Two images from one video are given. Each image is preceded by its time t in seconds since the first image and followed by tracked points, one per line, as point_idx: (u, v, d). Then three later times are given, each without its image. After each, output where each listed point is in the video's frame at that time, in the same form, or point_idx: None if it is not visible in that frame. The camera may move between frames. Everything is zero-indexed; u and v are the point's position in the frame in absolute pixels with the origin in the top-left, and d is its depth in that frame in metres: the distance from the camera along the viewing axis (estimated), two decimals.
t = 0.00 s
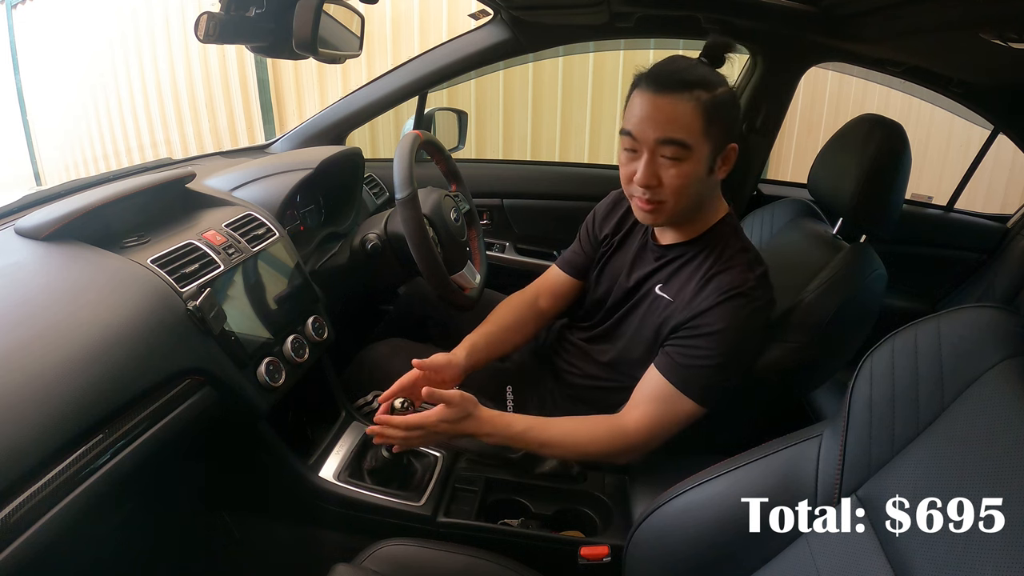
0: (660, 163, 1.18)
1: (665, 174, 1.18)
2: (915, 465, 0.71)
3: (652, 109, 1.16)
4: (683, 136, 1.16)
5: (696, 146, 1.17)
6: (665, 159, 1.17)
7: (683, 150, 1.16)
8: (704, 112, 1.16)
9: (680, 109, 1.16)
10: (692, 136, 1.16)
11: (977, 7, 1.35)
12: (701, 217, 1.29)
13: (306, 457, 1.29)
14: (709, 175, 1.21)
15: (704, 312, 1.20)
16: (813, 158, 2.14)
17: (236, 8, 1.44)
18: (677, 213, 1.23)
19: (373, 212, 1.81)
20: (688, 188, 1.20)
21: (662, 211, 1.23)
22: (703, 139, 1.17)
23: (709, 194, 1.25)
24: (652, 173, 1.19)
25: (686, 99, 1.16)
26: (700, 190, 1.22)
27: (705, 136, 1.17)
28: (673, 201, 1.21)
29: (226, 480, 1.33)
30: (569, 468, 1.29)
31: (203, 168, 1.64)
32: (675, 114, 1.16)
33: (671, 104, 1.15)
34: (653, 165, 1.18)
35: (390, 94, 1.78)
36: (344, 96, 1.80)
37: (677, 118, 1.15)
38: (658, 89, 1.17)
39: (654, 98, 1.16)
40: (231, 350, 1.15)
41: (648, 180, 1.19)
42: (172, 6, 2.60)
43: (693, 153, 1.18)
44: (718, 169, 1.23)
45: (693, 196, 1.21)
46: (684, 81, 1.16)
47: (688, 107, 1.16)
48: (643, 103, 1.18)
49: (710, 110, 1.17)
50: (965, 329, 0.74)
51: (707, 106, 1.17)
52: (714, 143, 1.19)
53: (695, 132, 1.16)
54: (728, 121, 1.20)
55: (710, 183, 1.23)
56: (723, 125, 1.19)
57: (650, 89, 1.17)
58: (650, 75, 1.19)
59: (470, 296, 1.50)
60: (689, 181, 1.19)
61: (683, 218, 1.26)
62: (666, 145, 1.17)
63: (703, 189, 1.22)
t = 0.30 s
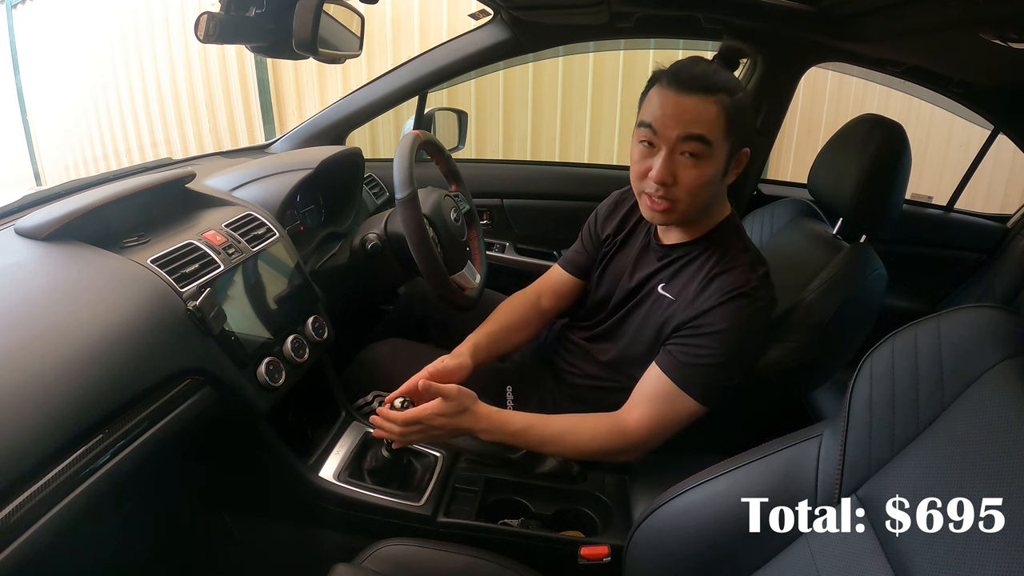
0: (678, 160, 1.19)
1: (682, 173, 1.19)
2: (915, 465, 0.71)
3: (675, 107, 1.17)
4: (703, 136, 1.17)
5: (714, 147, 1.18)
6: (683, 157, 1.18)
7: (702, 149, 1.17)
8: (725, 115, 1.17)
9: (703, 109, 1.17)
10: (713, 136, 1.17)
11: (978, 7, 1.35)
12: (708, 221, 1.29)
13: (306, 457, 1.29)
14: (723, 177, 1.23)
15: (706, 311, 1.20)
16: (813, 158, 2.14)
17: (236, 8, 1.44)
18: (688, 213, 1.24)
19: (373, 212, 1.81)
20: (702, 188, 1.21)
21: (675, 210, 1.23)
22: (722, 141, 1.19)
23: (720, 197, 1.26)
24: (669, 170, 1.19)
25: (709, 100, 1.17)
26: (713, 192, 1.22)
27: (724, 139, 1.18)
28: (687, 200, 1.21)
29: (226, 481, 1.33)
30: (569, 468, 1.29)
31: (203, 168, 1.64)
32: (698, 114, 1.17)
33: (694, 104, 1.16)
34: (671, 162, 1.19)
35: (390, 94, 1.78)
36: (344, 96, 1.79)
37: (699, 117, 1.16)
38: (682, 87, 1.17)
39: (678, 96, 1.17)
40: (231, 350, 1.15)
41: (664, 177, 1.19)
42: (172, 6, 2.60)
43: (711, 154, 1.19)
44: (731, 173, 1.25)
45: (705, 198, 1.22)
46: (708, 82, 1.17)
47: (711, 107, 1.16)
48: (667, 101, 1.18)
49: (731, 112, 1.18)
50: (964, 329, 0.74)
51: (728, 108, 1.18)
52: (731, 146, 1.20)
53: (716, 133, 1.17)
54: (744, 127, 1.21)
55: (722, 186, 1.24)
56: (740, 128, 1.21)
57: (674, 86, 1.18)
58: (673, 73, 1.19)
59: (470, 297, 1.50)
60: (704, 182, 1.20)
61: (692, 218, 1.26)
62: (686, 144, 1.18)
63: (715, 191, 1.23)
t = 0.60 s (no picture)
0: (691, 158, 1.18)
1: (694, 171, 1.19)
2: (915, 465, 0.71)
3: (694, 104, 1.17)
4: (719, 135, 1.16)
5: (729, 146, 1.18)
6: (698, 155, 1.18)
7: (719, 147, 1.17)
8: (742, 116, 1.17)
9: (722, 108, 1.16)
10: (730, 135, 1.17)
11: (977, 7, 1.35)
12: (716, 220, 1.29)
13: (306, 457, 1.29)
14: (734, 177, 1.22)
15: (707, 309, 1.20)
16: (813, 158, 2.14)
17: (236, 8, 1.44)
18: (696, 211, 1.23)
19: (373, 212, 1.81)
20: (713, 188, 1.20)
21: (682, 208, 1.22)
22: (738, 141, 1.18)
23: (730, 198, 1.26)
24: (682, 168, 1.19)
25: (728, 99, 1.16)
26: (723, 193, 1.22)
27: (739, 140, 1.18)
28: (696, 198, 1.21)
29: (225, 481, 1.33)
30: (569, 468, 1.28)
31: (203, 168, 1.64)
32: (717, 112, 1.16)
33: (714, 102, 1.16)
34: (684, 160, 1.19)
35: (390, 94, 1.78)
36: (344, 96, 1.80)
37: (716, 116, 1.16)
38: (703, 84, 1.17)
39: (697, 94, 1.17)
40: (231, 350, 1.15)
41: (677, 175, 1.19)
42: (172, 6, 2.60)
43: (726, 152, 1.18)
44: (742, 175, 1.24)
45: (715, 198, 1.22)
46: (729, 82, 1.17)
47: (730, 107, 1.16)
48: (686, 96, 1.18)
49: (748, 114, 1.18)
50: (964, 329, 0.74)
51: (747, 109, 1.18)
52: (745, 149, 1.20)
53: (732, 132, 1.17)
54: (758, 131, 1.21)
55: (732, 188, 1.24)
56: (754, 130, 1.20)
57: (694, 84, 1.17)
58: (695, 70, 1.19)
59: (470, 297, 1.50)
60: (716, 180, 1.20)
61: (701, 217, 1.26)
62: (701, 142, 1.17)
63: (724, 191, 1.23)
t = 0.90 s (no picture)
0: (650, 170, 1.19)
1: (656, 181, 1.19)
2: (914, 465, 0.71)
3: (643, 118, 1.17)
4: (671, 145, 1.16)
5: (685, 154, 1.17)
6: (656, 166, 1.18)
7: (674, 157, 1.17)
8: (694, 120, 1.16)
9: (668, 119, 1.16)
10: (683, 143, 1.16)
11: (977, 7, 1.35)
12: (705, 219, 1.28)
13: (306, 457, 1.29)
14: (702, 180, 1.20)
15: (704, 309, 1.20)
16: (813, 158, 2.14)
17: (236, 8, 1.44)
18: (673, 218, 1.23)
19: (373, 212, 1.81)
20: (680, 195, 1.20)
21: (656, 216, 1.23)
22: (694, 147, 1.17)
23: (707, 199, 1.24)
24: (644, 179, 1.20)
25: (674, 109, 1.15)
26: (694, 197, 1.21)
27: (697, 145, 1.17)
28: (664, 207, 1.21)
29: (226, 481, 1.33)
30: (569, 468, 1.28)
31: (203, 168, 1.64)
32: (663, 123, 1.16)
33: (661, 113, 1.16)
34: (645, 171, 1.20)
35: (390, 94, 1.78)
36: (344, 96, 1.79)
37: (665, 126, 1.15)
38: (651, 97, 1.17)
39: (648, 105, 1.17)
40: (231, 350, 1.15)
41: (640, 186, 1.21)
42: (172, 6, 2.60)
43: (682, 160, 1.17)
44: (716, 176, 1.22)
45: (687, 203, 1.21)
46: (676, 88, 1.16)
47: (678, 116, 1.15)
48: (636, 110, 1.19)
49: (700, 118, 1.16)
50: (965, 329, 0.74)
51: (698, 113, 1.16)
52: (707, 151, 1.18)
53: (683, 140, 1.16)
54: (724, 127, 1.18)
55: (706, 190, 1.22)
56: (715, 130, 1.17)
57: (646, 97, 1.18)
58: (649, 82, 1.19)
59: (470, 297, 1.50)
60: (680, 187, 1.19)
61: (682, 221, 1.26)
62: (656, 153, 1.17)
63: (694, 195, 1.21)
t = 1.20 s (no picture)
0: (646, 164, 1.19)
1: (652, 175, 1.19)
2: (914, 465, 0.71)
3: (640, 113, 1.18)
4: (666, 138, 1.16)
5: (679, 147, 1.17)
6: (651, 160, 1.18)
7: (669, 150, 1.17)
8: (689, 114, 1.16)
9: (662, 113, 1.16)
10: (678, 137, 1.16)
11: (978, 7, 1.35)
12: (704, 215, 1.27)
13: (306, 457, 1.29)
14: (698, 175, 1.20)
15: (706, 309, 1.20)
16: (813, 158, 2.14)
17: (236, 8, 1.44)
18: (670, 213, 1.23)
19: (373, 212, 1.81)
20: (677, 190, 1.20)
21: (653, 211, 1.24)
22: (688, 141, 1.17)
23: (705, 195, 1.23)
24: (640, 174, 1.20)
25: (669, 102, 1.16)
26: (691, 191, 1.21)
27: (692, 138, 1.17)
28: (659, 201, 1.21)
29: (226, 481, 1.33)
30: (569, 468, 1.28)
31: (203, 168, 1.64)
32: (657, 116, 1.16)
33: (656, 107, 1.16)
34: (641, 166, 1.20)
35: (390, 94, 1.78)
36: (344, 96, 1.80)
37: (660, 120, 1.16)
38: (647, 92, 1.18)
39: (643, 101, 1.18)
40: (231, 350, 1.15)
41: (637, 181, 1.21)
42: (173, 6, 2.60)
43: (677, 154, 1.17)
44: (713, 171, 1.22)
45: (684, 198, 1.21)
46: (672, 83, 1.17)
47: (673, 110, 1.16)
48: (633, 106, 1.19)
49: (694, 111, 1.16)
50: (964, 329, 0.74)
51: (692, 107, 1.16)
52: (703, 145, 1.18)
53: (677, 134, 1.16)
54: (721, 122, 1.19)
55: (703, 184, 1.22)
56: (709, 124, 1.17)
57: (641, 93, 1.19)
58: (646, 79, 1.20)
59: (470, 297, 1.50)
60: (675, 182, 1.19)
61: (679, 217, 1.25)
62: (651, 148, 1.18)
63: (691, 189, 1.21)
